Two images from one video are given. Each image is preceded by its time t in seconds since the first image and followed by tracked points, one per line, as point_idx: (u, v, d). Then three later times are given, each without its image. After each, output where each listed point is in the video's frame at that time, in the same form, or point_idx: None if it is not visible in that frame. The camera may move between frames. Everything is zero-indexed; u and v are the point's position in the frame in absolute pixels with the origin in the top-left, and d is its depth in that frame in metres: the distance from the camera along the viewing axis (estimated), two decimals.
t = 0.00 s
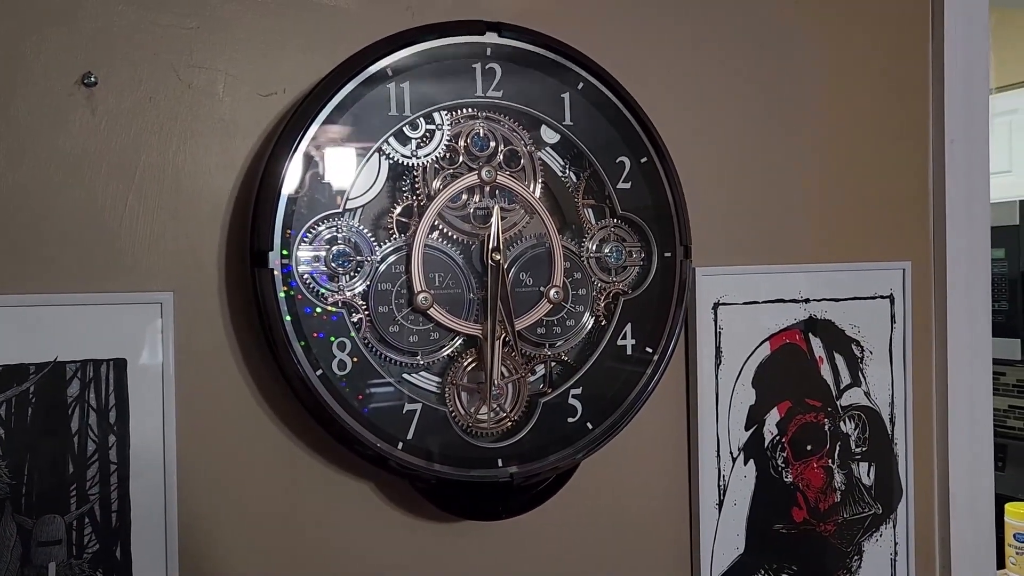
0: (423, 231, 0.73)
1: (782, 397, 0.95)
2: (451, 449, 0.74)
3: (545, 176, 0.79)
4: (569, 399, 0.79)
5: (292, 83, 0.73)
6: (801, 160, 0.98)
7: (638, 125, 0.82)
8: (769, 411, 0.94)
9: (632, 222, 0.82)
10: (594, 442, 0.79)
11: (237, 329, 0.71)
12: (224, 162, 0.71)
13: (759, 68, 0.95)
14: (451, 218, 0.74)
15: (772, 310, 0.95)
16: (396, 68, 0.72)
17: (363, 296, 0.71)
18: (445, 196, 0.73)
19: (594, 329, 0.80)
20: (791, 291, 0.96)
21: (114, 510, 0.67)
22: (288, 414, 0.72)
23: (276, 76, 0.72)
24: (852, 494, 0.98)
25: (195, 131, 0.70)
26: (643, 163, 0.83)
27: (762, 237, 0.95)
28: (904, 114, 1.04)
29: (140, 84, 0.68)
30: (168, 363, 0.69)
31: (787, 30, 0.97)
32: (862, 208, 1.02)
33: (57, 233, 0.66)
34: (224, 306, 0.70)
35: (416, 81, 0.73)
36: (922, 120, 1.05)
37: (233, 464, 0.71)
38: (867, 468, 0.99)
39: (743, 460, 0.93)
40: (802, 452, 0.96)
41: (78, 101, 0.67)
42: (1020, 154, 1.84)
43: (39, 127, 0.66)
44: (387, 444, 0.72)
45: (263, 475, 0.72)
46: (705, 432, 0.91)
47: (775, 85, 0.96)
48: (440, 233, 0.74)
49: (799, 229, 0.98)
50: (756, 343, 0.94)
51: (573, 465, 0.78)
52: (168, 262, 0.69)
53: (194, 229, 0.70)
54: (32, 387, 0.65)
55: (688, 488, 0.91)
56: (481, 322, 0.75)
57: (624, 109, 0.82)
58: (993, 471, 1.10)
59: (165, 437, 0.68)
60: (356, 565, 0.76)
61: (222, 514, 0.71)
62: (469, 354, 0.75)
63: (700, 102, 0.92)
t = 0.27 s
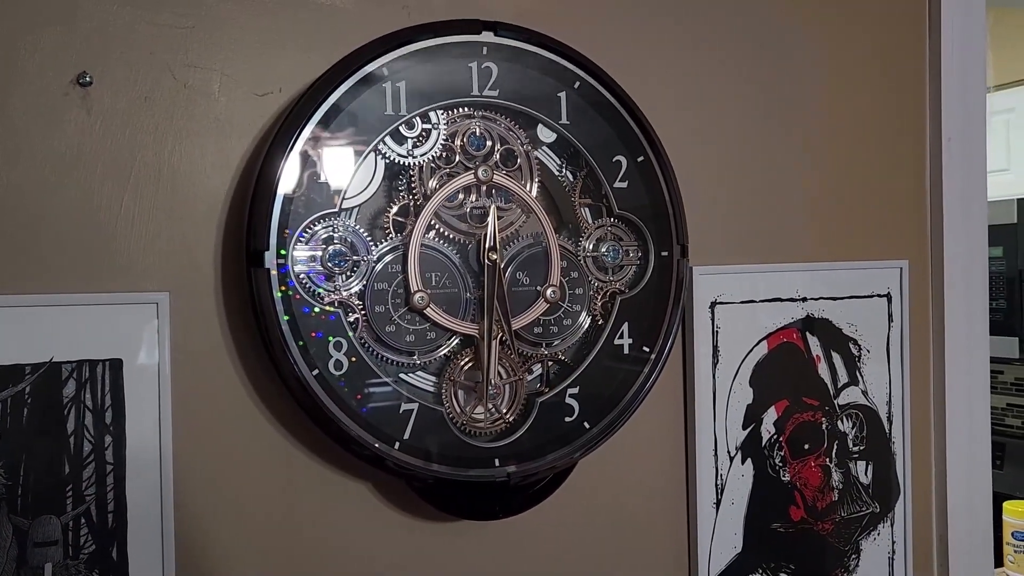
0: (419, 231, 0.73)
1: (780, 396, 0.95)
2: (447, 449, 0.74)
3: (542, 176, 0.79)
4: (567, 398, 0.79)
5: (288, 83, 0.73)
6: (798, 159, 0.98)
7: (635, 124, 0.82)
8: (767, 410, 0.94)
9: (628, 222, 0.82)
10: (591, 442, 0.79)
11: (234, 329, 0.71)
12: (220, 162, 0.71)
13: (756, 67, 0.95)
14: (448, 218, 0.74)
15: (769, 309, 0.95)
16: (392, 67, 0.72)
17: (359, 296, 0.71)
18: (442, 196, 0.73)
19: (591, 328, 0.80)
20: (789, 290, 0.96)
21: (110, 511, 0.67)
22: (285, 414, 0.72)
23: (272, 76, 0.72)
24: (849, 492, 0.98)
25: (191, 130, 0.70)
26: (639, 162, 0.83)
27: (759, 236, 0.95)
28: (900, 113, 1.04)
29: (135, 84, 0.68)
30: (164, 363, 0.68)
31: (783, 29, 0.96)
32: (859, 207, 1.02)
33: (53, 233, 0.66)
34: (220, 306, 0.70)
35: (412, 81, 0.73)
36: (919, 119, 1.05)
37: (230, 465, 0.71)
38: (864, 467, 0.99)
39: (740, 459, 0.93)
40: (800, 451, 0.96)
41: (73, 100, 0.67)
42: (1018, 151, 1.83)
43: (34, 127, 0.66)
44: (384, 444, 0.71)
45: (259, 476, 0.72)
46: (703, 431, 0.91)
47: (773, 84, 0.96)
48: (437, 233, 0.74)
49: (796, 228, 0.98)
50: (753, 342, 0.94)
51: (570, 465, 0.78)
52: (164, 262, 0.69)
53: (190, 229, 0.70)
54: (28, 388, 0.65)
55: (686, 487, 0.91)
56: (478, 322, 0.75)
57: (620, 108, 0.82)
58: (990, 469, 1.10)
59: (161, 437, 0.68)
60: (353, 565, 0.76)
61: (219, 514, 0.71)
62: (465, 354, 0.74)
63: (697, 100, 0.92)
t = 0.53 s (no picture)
0: (417, 230, 0.73)
1: (778, 395, 0.95)
2: (445, 449, 0.74)
3: (539, 175, 0.79)
4: (564, 398, 0.79)
5: (285, 82, 0.73)
6: (796, 158, 0.98)
7: (632, 123, 0.82)
8: (765, 409, 0.94)
9: (626, 221, 0.82)
10: (588, 441, 0.79)
11: (231, 329, 0.71)
12: (217, 162, 0.71)
13: (754, 66, 0.95)
14: (445, 217, 0.74)
15: (767, 308, 0.95)
16: (389, 67, 0.72)
17: (357, 296, 0.71)
18: (439, 195, 0.73)
19: (589, 327, 0.80)
20: (786, 289, 0.96)
21: (108, 511, 0.67)
22: (282, 414, 0.72)
23: (269, 75, 0.72)
24: (847, 491, 0.98)
25: (188, 130, 0.70)
26: (636, 161, 0.83)
27: (757, 235, 0.95)
28: (898, 112, 1.04)
29: (132, 84, 0.68)
30: (162, 364, 0.68)
31: (781, 27, 0.96)
32: (857, 206, 1.02)
33: (49, 233, 0.66)
34: (217, 306, 0.70)
35: (409, 80, 0.73)
36: (916, 118, 1.05)
37: (227, 465, 0.71)
38: (862, 466, 0.99)
39: (738, 458, 0.93)
40: (798, 450, 0.96)
41: (70, 101, 0.67)
42: (1015, 151, 1.83)
43: (30, 127, 0.66)
44: (381, 444, 0.71)
45: (257, 476, 0.72)
46: (701, 430, 0.91)
47: (770, 82, 0.96)
48: (434, 233, 0.74)
49: (794, 227, 0.98)
50: (751, 341, 0.94)
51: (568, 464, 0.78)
52: (161, 262, 0.69)
53: (187, 229, 0.70)
54: (25, 389, 0.65)
55: (684, 486, 0.91)
56: (476, 321, 0.75)
57: (618, 107, 0.82)
58: (988, 467, 1.10)
59: (158, 438, 0.68)
60: (350, 564, 0.76)
61: (216, 514, 0.71)
62: (463, 353, 0.74)
63: (695, 100, 0.92)
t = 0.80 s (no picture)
0: (413, 231, 0.73)
1: (775, 394, 0.95)
2: (442, 449, 0.74)
3: (536, 175, 0.79)
4: (561, 397, 0.79)
5: (282, 83, 0.73)
6: (793, 158, 0.98)
7: (628, 123, 0.82)
8: (762, 408, 0.95)
9: (622, 221, 0.82)
10: (585, 441, 0.79)
11: (228, 330, 0.71)
12: (214, 163, 0.71)
13: (750, 65, 0.95)
14: (442, 218, 0.74)
15: (764, 307, 0.95)
16: (385, 67, 0.72)
17: (353, 296, 0.71)
18: (435, 196, 0.73)
19: (586, 327, 0.80)
20: (783, 289, 0.96)
21: (106, 512, 0.67)
22: (280, 415, 0.72)
23: (266, 76, 0.72)
24: (844, 490, 0.99)
25: (185, 131, 0.70)
26: (633, 161, 0.83)
27: (754, 235, 0.95)
28: (895, 112, 1.04)
29: (129, 85, 0.68)
30: (159, 364, 0.69)
31: (778, 27, 0.97)
32: (854, 206, 1.02)
33: (46, 234, 0.66)
34: (214, 307, 0.70)
35: (405, 81, 0.73)
36: (913, 117, 1.05)
37: (225, 465, 0.71)
38: (860, 465, 1.00)
39: (735, 458, 0.93)
40: (795, 449, 0.96)
41: (66, 102, 0.67)
42: (1014, 151, 1.83)
43: (27, 128, 0.66)
44: (378, 444, 0.72)
45: (255, 476, 0.72)
46: (698, 429, 0.91)
47: (767, 82, 0.96)
48: (430, 233, 0.74)
49: (791, 226, 0.98)
50: (748, 340, 0.94)
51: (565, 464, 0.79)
52: (158, 263, 0.69)
53: (184, 230, 0.70)
54: (22, 389, 0.65)
55: (681, 486, 0.91)
56: (473, 321, 0.75)
57: (614, 108, 0.82)
58: (985, 466, 1.10)
59: (155, 438, 0.69)
60: (348, 564, 0.76)
61: (214, 514, 0.71)
62: (460, 353, 0.75)
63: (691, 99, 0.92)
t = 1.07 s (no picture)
0: (411, 232, 0.73)
1: (772, 395, 0.95)
2: (440, 450, 0.74)
3: (533, 176, 0.79)
4: (559, 398, 0.79)
5: (280, 85, 0.73)
6: (791, 158, 0.98)
7: (625, 124, 0.83)
8: (759, 409, 0.95)
9: (620, 222, 0.82)
10: (583, 441, 0.79)
11: (226, 331, 0.71)
12: (212, 165, 0.71)
13: (748, 66, 0.95)
14: (439, 219, 0.74)
15: (761, 308, 0.95)
16: (383, 69, 0.73)
17: (351, 297, 0.71)
18: (433, 197, 0.73)
19: (584, 328, 0.80)
20: (781, 289, 0.96)
21: (103, 513, 0.67)
22: (278, 416, 0.73)
23: (263, 78, 0.73)
24: (842, 491, 0.99)
25: (182, 133, 0.70)
26: (630, 162, 0.83)
27: (752, 236, 0.95)
28: (892, 112, 1.04)
29: (126, 87, 0.68)
30: (157, 366, 0.69)
31: (776, 28, 0.97)
32: (852, 206, 1.02)
33: (44, 236, 0.66)
34: (213, 309, 0.70)
35: (403, 82, 0.73)
36: (911, 118, 1.05)
37: (223, 466, 0.71)
38: (857, 465, 1.00)
39: (733, 458, 0.93)
40: (793, 449, 0.96)
41: (64, 104, 0.67)
42: (1013, 150, 1.84)
43: (25, 130, 0.66)
44: (376, 445, 0.72)
45: (253, 477, 0.72)
46: (696, 430, 0.91)
47: (765, 83, 0.96)
48: (428, 234, 0.74)
49: (789, 226, 0.98)
50: (746, 341, 0.94)
51: (562, 465, 0.79)
52: (156, 264, 0.69)
53: (182, 231, 0.70)
54: (20, 391, 0.66)
55: (679, 486, 0.92)
56: (470, 322, 0.75)
57: (611, 109, 0.82)
58: (983, 466, 1.11)
59: (154, 440, 0.69)
60: (346, 565, 0.76)
61: (212, 515, 0.71)
62: (457, 354, 0.75)
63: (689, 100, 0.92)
